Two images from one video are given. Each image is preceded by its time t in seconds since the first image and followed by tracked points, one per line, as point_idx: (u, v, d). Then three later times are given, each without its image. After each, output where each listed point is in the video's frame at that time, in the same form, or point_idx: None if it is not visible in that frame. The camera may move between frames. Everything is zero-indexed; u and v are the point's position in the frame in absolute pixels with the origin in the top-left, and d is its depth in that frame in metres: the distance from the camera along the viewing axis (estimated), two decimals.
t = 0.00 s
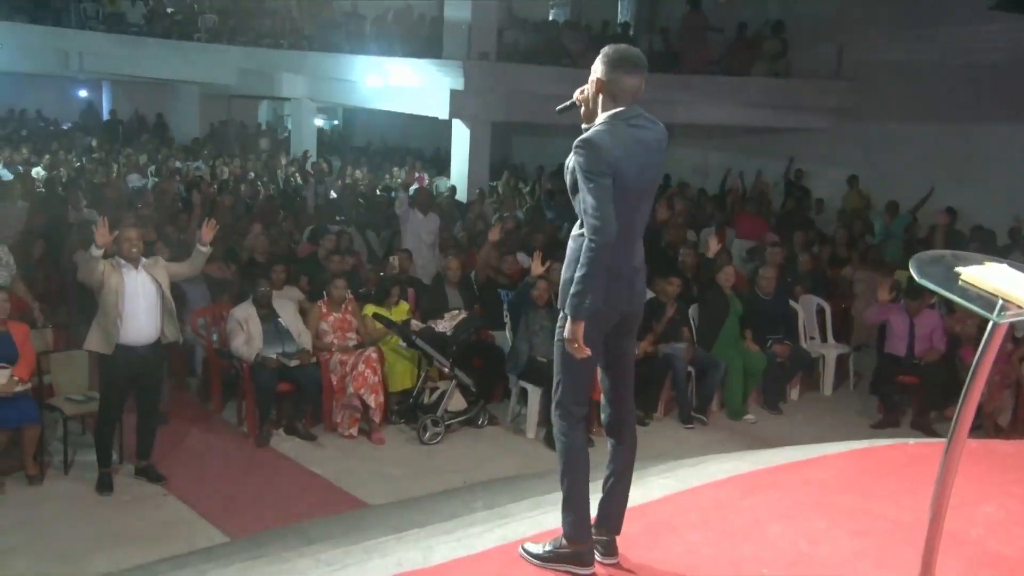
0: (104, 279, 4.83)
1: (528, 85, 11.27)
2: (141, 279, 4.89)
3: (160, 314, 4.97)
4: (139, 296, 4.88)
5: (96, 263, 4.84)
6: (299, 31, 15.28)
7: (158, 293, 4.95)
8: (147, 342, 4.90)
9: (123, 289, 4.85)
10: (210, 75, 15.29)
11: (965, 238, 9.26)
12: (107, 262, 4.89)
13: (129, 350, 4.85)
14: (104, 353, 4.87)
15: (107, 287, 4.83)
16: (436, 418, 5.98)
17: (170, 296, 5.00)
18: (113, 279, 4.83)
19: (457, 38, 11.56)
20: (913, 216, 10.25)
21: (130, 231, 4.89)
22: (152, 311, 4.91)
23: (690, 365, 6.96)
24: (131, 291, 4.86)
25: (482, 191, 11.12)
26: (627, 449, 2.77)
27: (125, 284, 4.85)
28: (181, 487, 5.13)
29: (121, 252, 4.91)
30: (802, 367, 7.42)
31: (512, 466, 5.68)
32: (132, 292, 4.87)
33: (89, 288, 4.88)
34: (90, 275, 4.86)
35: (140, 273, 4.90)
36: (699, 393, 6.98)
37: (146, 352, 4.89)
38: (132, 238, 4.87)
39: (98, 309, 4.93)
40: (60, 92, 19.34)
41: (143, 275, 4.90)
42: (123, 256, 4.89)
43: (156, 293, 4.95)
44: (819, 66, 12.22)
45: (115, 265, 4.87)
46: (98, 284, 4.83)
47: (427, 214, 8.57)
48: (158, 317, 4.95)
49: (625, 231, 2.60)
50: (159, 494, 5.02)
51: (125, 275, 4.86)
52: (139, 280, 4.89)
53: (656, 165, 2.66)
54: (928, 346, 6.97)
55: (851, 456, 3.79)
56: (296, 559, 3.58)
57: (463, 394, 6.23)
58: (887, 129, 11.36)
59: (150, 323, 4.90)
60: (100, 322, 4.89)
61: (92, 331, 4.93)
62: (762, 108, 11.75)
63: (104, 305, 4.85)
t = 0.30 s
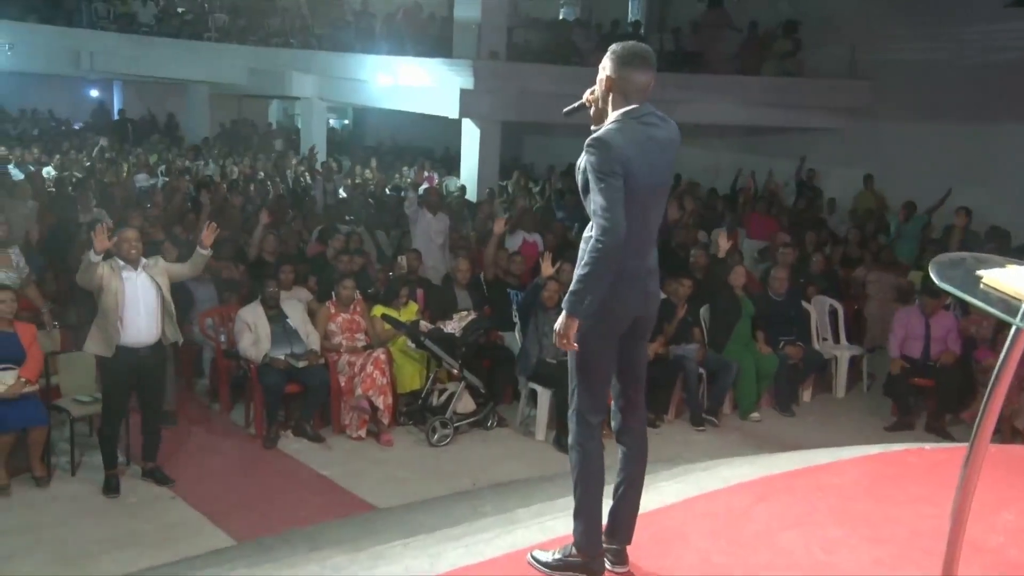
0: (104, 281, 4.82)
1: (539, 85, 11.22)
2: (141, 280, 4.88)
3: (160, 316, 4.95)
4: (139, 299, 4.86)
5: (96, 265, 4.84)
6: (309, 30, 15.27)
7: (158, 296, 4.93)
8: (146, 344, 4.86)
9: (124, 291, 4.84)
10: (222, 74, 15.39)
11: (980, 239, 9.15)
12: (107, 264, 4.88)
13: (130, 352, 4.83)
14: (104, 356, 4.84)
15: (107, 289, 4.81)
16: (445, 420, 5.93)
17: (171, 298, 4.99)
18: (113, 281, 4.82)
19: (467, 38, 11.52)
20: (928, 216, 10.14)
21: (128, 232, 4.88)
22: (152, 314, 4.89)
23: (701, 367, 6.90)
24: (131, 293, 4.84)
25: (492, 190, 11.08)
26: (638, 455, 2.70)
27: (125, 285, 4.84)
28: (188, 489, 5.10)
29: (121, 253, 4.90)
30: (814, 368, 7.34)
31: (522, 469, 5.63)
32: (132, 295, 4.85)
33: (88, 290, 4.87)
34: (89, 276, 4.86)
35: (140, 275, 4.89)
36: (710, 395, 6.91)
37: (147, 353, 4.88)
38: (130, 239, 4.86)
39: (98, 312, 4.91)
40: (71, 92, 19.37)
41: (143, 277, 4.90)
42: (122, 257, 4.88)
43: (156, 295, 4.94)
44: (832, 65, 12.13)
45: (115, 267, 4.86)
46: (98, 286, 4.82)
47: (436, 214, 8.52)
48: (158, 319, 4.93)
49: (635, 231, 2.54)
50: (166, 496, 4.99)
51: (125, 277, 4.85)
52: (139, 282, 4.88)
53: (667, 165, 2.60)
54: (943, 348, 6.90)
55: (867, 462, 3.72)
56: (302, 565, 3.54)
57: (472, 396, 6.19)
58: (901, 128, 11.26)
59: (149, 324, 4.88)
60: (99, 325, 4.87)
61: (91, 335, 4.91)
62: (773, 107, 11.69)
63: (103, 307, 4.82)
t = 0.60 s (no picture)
0: (112, 286, 4.77)
1: (557, 85, 11.13)
2: (146, 284, 4.88)
3: (167, 319, 4.95)
4: (146, 301, 4.86)
5: (101, 271, 4.79)
6: (326, 30, 15.24)
7: (162, 298, 4.93)
8: (157, 346, 4.86)
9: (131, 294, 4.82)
10: (245, 76, 15.59)
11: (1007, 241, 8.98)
12: (110, 270, 4.82)
13: (140, 355, 4.81)
14: (110, 363, 4.77)
15: (117, 294, 4.77)
16: (461, 425, 5.86)
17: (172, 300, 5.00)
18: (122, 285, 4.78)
19: (485, 38, 11.46)
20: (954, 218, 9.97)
21: (131, 234, 4.87)
22: (160, 316, 4.89)
23: (721, 371, 6.79)
24: (141, 296, 4.84)
25: (509, 191, 11.00)
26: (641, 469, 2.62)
27: (133, 290, 4.82)
28: (201, 495, 5.05)
29: (121, 257, 4.86)
30: (837, 372, 7.20)
31: (539, 475, 5.54)
32: (138, 298, 4.84)
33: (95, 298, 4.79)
34: (94, 283, 4.80)
35: (144, 278, 4.88)
36: (731, 400, 6.80)
37: (157, 355, 4.85)
38: (134, 241, 4.85)
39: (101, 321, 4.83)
40: (91, 92, 19.46)
41: (146, 280, 4.88)
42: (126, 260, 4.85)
43: (159, 297, 4.94)
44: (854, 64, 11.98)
45: (119, 272, 4.82)
46: (109, 292, 4.77)
47: (453, 215, 8.45)
48: (164, 322, 4.93)
49: (651, 241, 2.44)
50: (179, 502, 4.94)
51: (131, 281, 4.82)
52: (144, 286, 4.87)
53: (683, 173, 2.50)
54: (970, 353, 6.76)
55: (894, 473, 3.62)
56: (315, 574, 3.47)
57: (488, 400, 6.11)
58: (924, 128, 11.09)
59: (157, 327, 4.87)
60: (105, 332, 4.81)
61: (94, 343, 4.84)
62: (793, 107, 11.58)
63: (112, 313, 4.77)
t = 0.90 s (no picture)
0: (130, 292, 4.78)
1: (583, 88, 11.07)
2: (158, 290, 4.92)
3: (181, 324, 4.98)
4: (160, 309, 4.91)
5: (116, 280, 4.77)
6: (352, 33, 15.25)
7: (173, 304, 4.98)
8: (173, 351, 4.89)
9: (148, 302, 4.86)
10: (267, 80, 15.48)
11: None
12: (123, 278, 4.82)
13: (154, 363, 4.82)
14: (130, 372, 4.77)
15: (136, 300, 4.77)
16: (484, 433, 5.76)
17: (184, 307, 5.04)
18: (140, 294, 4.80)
19: (510, 41, 11.40)
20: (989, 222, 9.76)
21: (139, 240, 4.90)
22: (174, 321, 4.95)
23: (750, 379, 6.64)
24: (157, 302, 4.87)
25: (534, 195, 10.93)
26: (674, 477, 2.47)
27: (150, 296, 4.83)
28: (222, 503, 4.98)
29: (131, 265, 4.89)
30: (869, 381, 7.03)
31: (563, 484, 5.45)
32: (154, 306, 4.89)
33: (115, 308, 4.72)
34: (111, 293, 4.75)
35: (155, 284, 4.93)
36: (760, 408, 6.65)
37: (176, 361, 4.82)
38: (144, 247, 4.88)
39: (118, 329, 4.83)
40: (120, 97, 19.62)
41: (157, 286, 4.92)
42: (139, 268, 4.87)
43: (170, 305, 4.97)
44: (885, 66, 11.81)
45: (133, 278, 4.84)
46: (129, 299, 4.74)
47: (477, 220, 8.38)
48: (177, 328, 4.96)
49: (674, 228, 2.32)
50: (199, 510, 4.89)
51: (146, 287, 4.85)
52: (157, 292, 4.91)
53: (705, 158, 2.39)
54: (1007, 362, 6.58)
55: (933, 489, 3.49)
56: None
57: (512, 408, 6.02)
58: (958, 132, 10.90)
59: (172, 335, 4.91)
60: (121, 342, 4.81)
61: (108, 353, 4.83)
62: (822, 110, 11.43)
63: (131, 321, 4.76)
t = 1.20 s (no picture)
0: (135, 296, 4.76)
1: (600, 88, 10.99)
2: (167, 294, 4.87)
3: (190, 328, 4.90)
4: (168, 312, 4.83)
5: (122, 284, 4.77)
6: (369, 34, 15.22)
7: (182, 307, 4.89)
8: (179, 356, 4.81)
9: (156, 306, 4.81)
10: (286, 81, 15.43)
11: None
12: (131, 283, 4.82)
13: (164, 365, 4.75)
14: (135, 377, 4.70)
15: (140, 304, 4.74)
16: (499, 438, 5.68)
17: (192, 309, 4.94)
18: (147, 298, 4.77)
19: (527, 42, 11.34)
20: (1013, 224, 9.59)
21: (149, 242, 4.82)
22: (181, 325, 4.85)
23: (770, 384, 6.52)
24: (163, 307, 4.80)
25: (550, 196, 10.86)
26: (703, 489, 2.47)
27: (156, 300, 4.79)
28: (233, 509, 4.92)
29: (141, 269, 4.87)
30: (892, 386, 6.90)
31: (580, 491, 5.36)
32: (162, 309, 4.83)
33: (120, 314, 4.72)
34: (118, 297, 4.76)
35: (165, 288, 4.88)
36: (779, 414, 6.53)
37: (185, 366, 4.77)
38: (152, 250, 4.81)
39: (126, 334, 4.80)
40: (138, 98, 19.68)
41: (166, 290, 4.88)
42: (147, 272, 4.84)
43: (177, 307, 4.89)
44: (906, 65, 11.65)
45: (141, 282, 4.82)
46: (134, 304, 4.73)
47: (492, 222, 8.29)
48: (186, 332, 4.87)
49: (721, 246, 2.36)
50: (210, 516, 4.83)
51: (153, 291, 4.82)
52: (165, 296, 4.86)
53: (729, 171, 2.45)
54: None
55: (962, 503, 3.38)
56: None
57: (527, 413, 5.93)
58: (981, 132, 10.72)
59: (179, 338, 4.81)
60: (129, 347, 4.77)
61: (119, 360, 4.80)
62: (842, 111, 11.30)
63: (138, 327, 4.73)
